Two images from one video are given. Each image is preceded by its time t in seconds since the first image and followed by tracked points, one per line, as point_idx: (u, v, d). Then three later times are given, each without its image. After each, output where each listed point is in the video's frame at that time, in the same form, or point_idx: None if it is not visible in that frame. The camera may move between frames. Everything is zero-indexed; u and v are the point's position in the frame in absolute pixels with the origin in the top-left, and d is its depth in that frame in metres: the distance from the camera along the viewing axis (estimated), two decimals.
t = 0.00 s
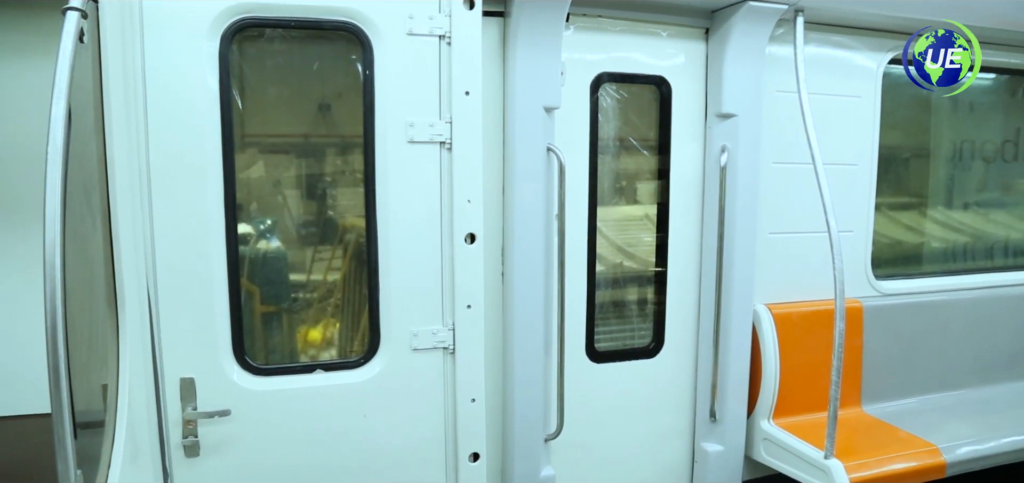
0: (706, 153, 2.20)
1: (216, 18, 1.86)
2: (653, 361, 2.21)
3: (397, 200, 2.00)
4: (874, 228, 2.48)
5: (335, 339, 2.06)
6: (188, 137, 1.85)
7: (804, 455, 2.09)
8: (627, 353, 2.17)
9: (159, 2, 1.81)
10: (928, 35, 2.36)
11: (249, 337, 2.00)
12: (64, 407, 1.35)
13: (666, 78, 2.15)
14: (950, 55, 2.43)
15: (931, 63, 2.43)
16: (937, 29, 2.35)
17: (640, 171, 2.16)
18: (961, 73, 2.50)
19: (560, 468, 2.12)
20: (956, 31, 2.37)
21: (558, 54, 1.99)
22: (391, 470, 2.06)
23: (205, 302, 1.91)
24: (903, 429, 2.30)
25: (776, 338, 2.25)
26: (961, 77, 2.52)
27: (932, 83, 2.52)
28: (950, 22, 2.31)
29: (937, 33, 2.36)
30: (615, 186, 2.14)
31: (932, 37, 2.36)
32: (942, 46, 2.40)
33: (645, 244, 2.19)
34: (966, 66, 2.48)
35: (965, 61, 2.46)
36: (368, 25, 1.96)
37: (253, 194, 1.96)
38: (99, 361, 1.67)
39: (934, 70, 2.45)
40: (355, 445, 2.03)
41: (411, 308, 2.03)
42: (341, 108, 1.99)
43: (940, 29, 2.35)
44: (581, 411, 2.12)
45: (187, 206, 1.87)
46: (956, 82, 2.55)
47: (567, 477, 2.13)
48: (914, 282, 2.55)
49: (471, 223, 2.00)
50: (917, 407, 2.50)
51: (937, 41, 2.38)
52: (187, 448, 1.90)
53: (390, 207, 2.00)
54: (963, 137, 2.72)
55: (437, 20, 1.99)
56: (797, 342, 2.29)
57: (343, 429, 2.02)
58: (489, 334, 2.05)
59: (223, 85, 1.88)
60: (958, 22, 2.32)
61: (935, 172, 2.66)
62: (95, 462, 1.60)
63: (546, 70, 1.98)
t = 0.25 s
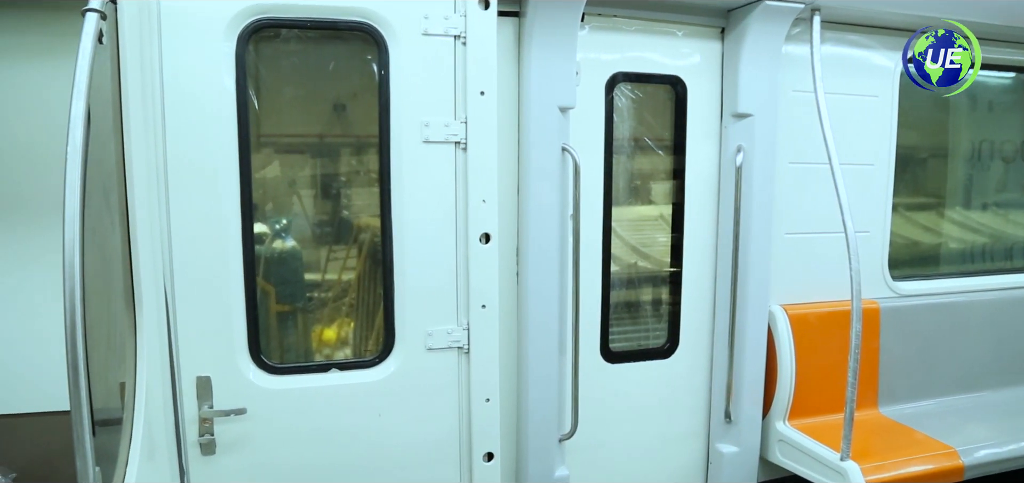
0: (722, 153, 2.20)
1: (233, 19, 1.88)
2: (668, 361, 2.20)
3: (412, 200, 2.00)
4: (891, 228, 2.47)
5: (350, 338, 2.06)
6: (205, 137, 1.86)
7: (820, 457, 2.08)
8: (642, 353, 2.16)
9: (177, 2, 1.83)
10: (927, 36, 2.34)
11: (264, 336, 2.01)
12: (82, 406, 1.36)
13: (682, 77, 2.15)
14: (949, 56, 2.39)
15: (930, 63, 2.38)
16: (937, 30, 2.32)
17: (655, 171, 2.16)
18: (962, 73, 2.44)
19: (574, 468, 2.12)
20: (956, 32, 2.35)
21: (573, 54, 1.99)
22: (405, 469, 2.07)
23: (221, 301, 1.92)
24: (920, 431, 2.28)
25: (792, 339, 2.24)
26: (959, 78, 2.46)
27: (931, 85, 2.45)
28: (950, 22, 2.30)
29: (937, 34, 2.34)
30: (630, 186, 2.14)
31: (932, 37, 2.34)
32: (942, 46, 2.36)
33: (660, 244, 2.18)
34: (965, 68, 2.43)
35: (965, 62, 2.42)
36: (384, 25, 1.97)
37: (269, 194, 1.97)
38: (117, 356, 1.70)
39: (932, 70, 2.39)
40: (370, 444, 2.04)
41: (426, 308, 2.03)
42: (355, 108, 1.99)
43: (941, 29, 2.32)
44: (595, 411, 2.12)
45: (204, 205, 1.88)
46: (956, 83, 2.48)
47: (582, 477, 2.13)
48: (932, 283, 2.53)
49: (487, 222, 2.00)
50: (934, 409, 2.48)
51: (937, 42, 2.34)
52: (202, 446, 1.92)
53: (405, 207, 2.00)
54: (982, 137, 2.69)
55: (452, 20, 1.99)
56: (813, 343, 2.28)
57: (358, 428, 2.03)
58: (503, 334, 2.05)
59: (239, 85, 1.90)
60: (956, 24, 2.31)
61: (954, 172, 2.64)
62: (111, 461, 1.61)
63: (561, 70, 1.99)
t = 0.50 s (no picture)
0: (737, 153, 2.19)
1: (250, 19, 1.89)
2: (682, 362, 2.20)
3: (426, 200, 2.01)
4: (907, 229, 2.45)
5: (364, 337, 2.06)
6: (221, 136, 1.88)
7: (835, 459, 2.07)
8: (656, 354, 2.16)
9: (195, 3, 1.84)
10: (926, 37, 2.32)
11: (280, 335, 2.02)
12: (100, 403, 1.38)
13: (697, 77, 2.14)
14: (948, 56, 2.36)
15: (930, 63, 2.34)
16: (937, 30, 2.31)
17: (670, 171, 2.15)
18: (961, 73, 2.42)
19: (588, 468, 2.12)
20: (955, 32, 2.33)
21: (588, 54, 1.99)
22: (419, 469, 2.07)
23: (237, 300, 1.94)
24: (937, 434, 2.27)
25: (807, 340, 2.22)
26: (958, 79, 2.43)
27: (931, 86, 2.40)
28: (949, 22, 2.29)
29: (936, 34, 2.32)
30: (644, 186, 2.13)
31: (932, 37, 2.32)
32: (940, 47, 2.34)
33: (675, 245, 2.18)
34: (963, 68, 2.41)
35: (963, 62, 2.39)
36: (399, 26, 1.97)
37: (284, 194, 1.98)
38: (135, 353, 1.73)
39: (932, 70, 2.35)
40: (384, 443, 2.05)
41: (440, 308, 2.04)
42: (370, 107, 2.00)
43: (940, 29, 2.31)
44: (609, 411, 2.12)
45: (220, 205, 1.89)
46: (955, 83, 2.44)
47: (596, 477, 2.13)
48: (949, 284, 2.51)
49: (501, 222, 2.00)
50: (951, 411, 2.46)
51: (936, 42, 2.32)
52: (218, 444, 1.93)
53: (420, 206, 2.01)
54: (1001, 137, 2.67)
55: (467, 20, 1.99)
56: (829, 344, 2.27)
57: (372, 427, 2.03)
58: (517, 334, 2.06)
59: (256, 85, 1.91)
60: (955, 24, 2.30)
61: (971, 172, 2.62)
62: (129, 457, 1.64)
63: (576, 69, 1.99)
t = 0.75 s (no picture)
0: (753, 153, 2.18)
1: (268, 20, 1.90)
2: (697, 362, 2.19)
3: (442, 200, 2.01)
4: (926, 229, 2.43)
5: (379, 336, 2.07)
6: (238, 136, 1.89)
7: (852, 461, 2.05)
8: (671, 354, 2.16)
9: (214, 4, 1.86)
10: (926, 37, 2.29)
11: (295, 334, 2.03)
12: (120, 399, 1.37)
13: (713, 77, 2.14)
14: (948, 57, 2.34)
15: (930, 63, 2.30)
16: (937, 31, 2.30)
17: (685, 171, 2.15)
18: (961, 74, 2.37)
19: (602, 469, 2.12)
20: (953, 34, 2.33)
21: (604, 54, 1.99)
22: (434, 468, 2.08)
23: (254, 299, 1.95)
24: (956, 437, 2.24)
25: (824, 341, 2.21)
26: (958, 80, 2.38)
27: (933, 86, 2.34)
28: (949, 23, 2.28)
29: (936, 35, 2.31)
30: (659, 186, 2.13)
31: (932, 38, 2.30)
32: (939, 47, 2.31)
33: (690, 245, 2.17)
34: (962, 69, 2.37)
35: (962, 63, 2.36)
36: (415, 26, 1.98)
37: (300, 193, 1.99)
38: (154, 352, 1.71)
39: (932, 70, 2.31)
40: (400, 442, 2.05)
41: (455, 307, 2.04)
42: (385, 107, 2.00)
43: (940, 30, 2.30)
44: (624, 411, 2.12)
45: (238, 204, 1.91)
46: (956, 84, 2.39)
47: (610, 477, 2.12)
48: (968, 285, 2.48)
49: (516, 222, 2.01)
50: (970, 414, 2.44)
51: (935, 42, 2.30)
52: (234, 442, 1.95)
53: (436, 206, 2.01)
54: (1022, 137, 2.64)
55: (482, 20, 2.00)
56: (846, 345, 2.25)
57: (387, 426, 2.04)
58: (532, 333, 2.06)
59: (272, 86, 1.92)
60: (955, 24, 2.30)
61: (991, 172, 2.59)
62: (148, 453, 1.62)
63: (592, 69, 1.99)
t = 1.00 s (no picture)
0: (770, 153, 2.17)
1: (286, 20, 1.91)
2: (712, 363, 2.18)
3: (458, 200, 2.01)
4: (945, 231, 2.41)
5: (393, 336, 2.07)
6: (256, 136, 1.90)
7: (869, 465, 2.03)
8: (686, 355, 2.15)
9: (233, 4, 1.87)
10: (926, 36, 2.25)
11: (311, 333, 2.04)
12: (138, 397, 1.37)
13: (729, 76, 2.13)
14: (949, 56, 2.27)
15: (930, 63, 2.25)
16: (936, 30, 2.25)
17: (702, 171, 2.14)
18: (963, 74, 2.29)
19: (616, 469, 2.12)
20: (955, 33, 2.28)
21: (620, 53, 1.99)
22: (449, 468, 2.08)
23: (270, 297, 1.96)
24: (976, 441, 2.22)
25: (841, 343, 2.19)
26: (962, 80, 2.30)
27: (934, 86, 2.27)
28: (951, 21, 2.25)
29: (936, 35, 2.26)
30: (675, 186, 2.12)
31: (932, 37, 2.25)
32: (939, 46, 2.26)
33: (705, 245, 2.17)
34: (965, 69, 2.29)
35: (965, 63, 2.29)
36: (431, 26, 1.98)
37: (316, 193, 2.00)
38: (171, 351, 1.71)
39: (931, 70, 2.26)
40: (415, 441, 2.06)
41: (470, 307, 2.04)
42: (401, 107, 2.01)
43: (940, 29, 2.25)
44: (638, 411, 2.12)
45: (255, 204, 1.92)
46: (959, 83, 2.30)
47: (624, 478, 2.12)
48: (988, 287, 2.46)
49: (532, 222, 2.01)
50: (989, 417, 2.41)
51: (935, 42, 2.25)
52: (250, 440, 1.96)
53: (451, 206, 2.01)
54: None
55: (498, 20, 2.00)
56: (864, 347, 2.23)
57: (403, 425, 2.05)
58: (547, 333, 2.06)
59: (289, 86, 1.93)
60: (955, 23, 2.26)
61: (1011, 173, 2.56)
62: (166, 451, 1.63)
63: (608, 69, 1.98)
